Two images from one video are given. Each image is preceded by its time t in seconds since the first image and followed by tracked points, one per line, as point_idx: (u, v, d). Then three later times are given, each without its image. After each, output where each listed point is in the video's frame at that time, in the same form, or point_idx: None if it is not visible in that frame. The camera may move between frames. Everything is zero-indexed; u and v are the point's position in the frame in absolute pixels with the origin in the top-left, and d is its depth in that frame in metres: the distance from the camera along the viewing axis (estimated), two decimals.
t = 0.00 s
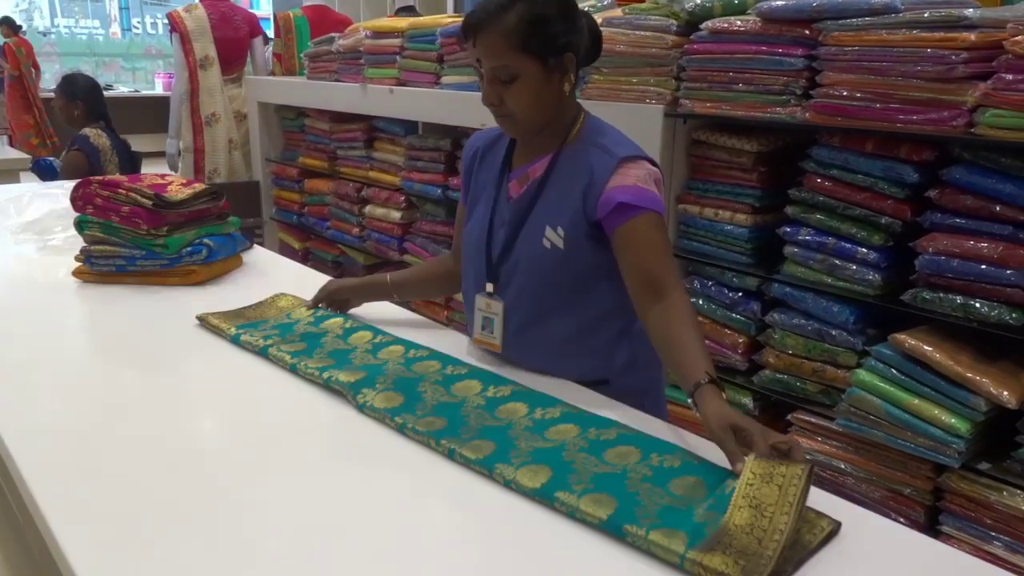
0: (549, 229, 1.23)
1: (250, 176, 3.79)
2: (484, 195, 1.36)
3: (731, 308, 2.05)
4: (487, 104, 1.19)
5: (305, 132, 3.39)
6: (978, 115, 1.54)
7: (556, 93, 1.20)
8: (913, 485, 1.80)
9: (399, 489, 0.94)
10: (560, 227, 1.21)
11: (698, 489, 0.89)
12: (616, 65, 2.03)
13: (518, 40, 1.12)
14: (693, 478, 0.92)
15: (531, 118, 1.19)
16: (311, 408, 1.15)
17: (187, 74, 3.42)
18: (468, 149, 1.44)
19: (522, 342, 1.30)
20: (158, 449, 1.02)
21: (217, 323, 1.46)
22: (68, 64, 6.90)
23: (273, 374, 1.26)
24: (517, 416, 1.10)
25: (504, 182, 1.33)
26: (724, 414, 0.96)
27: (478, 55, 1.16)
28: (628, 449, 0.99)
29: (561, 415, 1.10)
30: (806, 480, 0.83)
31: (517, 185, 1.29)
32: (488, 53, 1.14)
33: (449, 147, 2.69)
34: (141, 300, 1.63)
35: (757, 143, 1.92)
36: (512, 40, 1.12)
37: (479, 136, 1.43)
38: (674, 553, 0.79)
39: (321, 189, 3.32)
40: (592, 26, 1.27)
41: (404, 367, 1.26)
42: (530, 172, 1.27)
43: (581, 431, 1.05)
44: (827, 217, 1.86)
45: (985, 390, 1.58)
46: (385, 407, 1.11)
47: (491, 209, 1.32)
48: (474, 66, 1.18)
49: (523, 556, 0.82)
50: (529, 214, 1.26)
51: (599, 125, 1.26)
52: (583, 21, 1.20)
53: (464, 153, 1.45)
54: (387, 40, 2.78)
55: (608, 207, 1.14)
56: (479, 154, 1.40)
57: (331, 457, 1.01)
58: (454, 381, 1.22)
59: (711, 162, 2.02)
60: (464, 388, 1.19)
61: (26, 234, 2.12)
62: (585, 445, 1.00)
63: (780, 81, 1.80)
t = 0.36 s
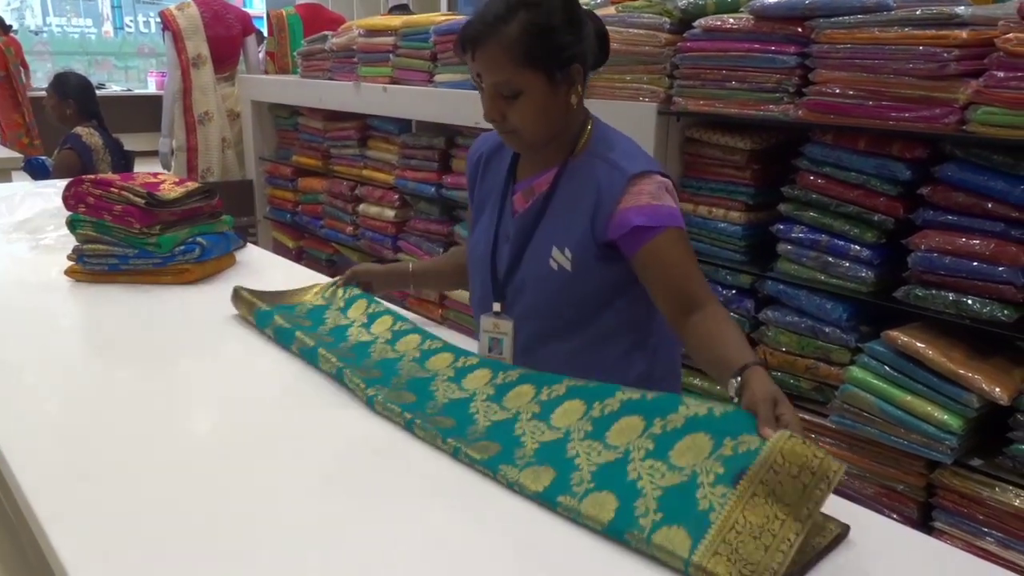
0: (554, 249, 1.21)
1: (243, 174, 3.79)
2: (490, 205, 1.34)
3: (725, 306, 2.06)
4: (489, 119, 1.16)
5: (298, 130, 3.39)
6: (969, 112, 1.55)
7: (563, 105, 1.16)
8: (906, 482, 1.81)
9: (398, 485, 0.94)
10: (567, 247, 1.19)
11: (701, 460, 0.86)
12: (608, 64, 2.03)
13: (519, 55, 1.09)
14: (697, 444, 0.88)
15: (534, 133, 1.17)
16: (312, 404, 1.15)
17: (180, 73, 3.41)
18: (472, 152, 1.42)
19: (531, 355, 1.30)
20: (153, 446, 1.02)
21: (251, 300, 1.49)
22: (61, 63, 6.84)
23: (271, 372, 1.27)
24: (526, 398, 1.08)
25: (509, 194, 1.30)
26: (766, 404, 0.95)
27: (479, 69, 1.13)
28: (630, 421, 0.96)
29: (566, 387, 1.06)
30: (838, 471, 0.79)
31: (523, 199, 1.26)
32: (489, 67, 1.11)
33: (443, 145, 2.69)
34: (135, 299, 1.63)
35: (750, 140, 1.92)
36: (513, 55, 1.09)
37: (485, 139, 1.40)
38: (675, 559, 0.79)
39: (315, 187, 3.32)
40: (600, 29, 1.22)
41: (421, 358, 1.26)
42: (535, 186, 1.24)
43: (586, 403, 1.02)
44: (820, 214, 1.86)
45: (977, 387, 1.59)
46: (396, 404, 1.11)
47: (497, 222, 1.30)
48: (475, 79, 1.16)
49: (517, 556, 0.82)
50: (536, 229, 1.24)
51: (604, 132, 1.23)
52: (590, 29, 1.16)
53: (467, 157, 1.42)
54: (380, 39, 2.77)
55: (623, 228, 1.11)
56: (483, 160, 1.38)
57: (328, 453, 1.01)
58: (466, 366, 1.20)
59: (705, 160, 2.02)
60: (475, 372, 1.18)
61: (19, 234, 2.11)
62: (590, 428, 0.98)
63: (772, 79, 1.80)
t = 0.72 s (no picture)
0: (540, 258, 1.18)
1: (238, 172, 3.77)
2: (478, 212, 1.30)
3: (721, 303, 2.06)
4: (479, 126, 1.14)
5: (294, 128, 3.39)
6: (964, 109, 1.55)
7: (555, 114, 1.14)
8: (902, 479, 1.81)
9: (397, 483, 0.95)
10: (552, 257, 1.16)
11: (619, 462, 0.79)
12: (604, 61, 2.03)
13: (507, 64, 1.07)
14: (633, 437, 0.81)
15: (525, 143, 1.14)
16: (316, 401, 1.16)
17: (175, 70, 3.39)
18: (458, 158, 1.38)
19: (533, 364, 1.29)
20: (149, 446, 1.02)
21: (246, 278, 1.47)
22: (55, 61, 6.73)
23: (271, 371, 1.27)
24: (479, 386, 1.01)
25: (499, 201, 1.27)
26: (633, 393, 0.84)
27: (467, 78, 1.11)
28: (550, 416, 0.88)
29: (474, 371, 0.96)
30: (704, 460, 0.70)
31: (513, 208, 1.23)
32: (476, 77, 1.09)
33: (439, 143, 2.69)
34: (130, 298, 1.62)
35: (746, 138, 1.93)
36: (503, 62, 1.07)
37: (473, 145, 1.37)
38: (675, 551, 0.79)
39: (310, 185, 3.31)
40: (589, 35, 1.19)
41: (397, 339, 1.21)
42: (523, 194, 1.21)
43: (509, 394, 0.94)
44: (815, 212, 1.87)
45: (973, 383, 1.59)
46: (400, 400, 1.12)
47: (486, 232, 1.27)
48: (463, 88, 1.13)
49: (508, 552, 0.82)
50: (524, 238, 1.21)
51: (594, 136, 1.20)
52: (582, 34, 1.14)
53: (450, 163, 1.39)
54: (376, 36, 2.77)
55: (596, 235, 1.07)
56: (470, 166, 1.34)
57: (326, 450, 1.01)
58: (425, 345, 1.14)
59: (701, 157, 2.01)
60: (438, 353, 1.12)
61: (13, 233, 2.10)
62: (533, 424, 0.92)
63: (768, 76, 1.80)
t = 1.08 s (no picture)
0: (519, 272, 1.16)
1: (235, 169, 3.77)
2: (457, 223, 1.28)
3: (718, 300, 2.06)
4: (444, 143, 1.08)
5: (290, 125, 3.38)
6: (961, 106, 1.55)
7: (522, 126, 1.08)
8: (898, 475, 1.81)
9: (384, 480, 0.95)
10: (529, 270, 1.14)
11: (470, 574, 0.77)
12: (603, 57, 2.04)
13: (470, 76, 1.01)
14: (475, 559, 0.79)
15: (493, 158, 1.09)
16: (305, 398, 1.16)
17: (171, 67, 3.37)
18: (435, 168, 1.34)
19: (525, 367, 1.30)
20: (144, 445, 1.01)
21: (132, 329, 1.39)
22: (51, 57, 6.60)
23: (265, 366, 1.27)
24: (333, 455, 0.97)
25: (476, 213, 1.24)
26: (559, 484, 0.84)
27: (429, 94, 1.05)
28: (388, 519, 0.85)
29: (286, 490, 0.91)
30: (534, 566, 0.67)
31: (489, 220, 1.21)
32: (438, 91, 1.03)
33: (436, 140, 2.68)
34: (128, 295, 1.62)
35: (743, 135, 1.93)
36: (464, 77, 1.02)
37: (446, 154, 1.33)
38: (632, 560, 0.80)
39: (308, 182, 3.31)
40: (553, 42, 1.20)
41: (280, 383, 1.17)
42: (500, 207, 1.19)
43: (350, 492, 0.90)
44: (813, 209, 1.87)
45: (969, 379, 1.59)
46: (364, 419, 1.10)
47: (465, 245, 1.25)
48: (427, 103, 1.08)
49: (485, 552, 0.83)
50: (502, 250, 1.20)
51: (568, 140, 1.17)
52: (545, 42, 1.09)
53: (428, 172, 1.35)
54: (373, 33, 2.76)
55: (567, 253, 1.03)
56: (445, 176, 1.31)
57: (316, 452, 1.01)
58: (285, 409, 1.09)
59: (698, 154, 2.01)
60: (296, 415, 1.07)
61: (10, 229, 2.10)
62: (393, 496, 0.89)
63: (765, 73, 1.81)
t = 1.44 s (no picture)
0: (507, 274, 1.16)
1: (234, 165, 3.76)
2: (440, 230, 1.27)
3: (717, 296, 2.06)
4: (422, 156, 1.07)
5: (290, 121, 3.38)
6: (961, 102, 1.55)
7: (498, 134, 1.07)
8: (897, 471, 1.82)
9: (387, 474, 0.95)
10: (518, 272, 1.14)
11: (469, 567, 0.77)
12: (602, 53, 2.03)
13: (442, 89, 0.99)
14: (476, 549, 0.79)
15: (471, 167, 1.08)
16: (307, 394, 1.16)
17: (169, 63, 3.35)
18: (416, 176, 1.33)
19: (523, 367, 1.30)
20: (145, 442, 1.01)
21: (131, 326, 1.38)
22: (48, 54, 6.38)
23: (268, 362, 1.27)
24: (337, 450, 0.97)
25: (458, 219, 1.23)
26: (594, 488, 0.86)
27: (403, 108, 1.04)
28: (392, 511, 0.85)
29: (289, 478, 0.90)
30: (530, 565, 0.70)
31: (473, 226, 1.20)
32: (412, 106, 1.02)
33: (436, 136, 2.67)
34: (129, 290, 1.62)
35: (742, 130, 1.92)
36: (435, 91, 1.00)
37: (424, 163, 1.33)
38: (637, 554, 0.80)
39: (306, 178, 3.30)
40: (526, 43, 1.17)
41: (283, 383, 1.17)
42: (482, 211, 1.18)
43: (356, 485, 0.90)
44: (812, 205, 1.87)
45: (968, 375, 1.60)
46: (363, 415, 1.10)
47: (449, 251, 1.25)
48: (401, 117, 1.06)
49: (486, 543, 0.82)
50: (489, 254, 1.19)
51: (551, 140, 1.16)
52: (515, 46, 1.07)
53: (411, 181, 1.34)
54: (372, 28, 2.76)
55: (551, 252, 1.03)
56: (427, 183, 1.30)
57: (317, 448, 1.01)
58: (289, 406, 1.09)
59: (698, 150, 2.01)
60: (300, 412, 1.07)
61: (8, 225, 2.08)
62: (395, 492, 0.89)
63: (765, 68, 1.80)
